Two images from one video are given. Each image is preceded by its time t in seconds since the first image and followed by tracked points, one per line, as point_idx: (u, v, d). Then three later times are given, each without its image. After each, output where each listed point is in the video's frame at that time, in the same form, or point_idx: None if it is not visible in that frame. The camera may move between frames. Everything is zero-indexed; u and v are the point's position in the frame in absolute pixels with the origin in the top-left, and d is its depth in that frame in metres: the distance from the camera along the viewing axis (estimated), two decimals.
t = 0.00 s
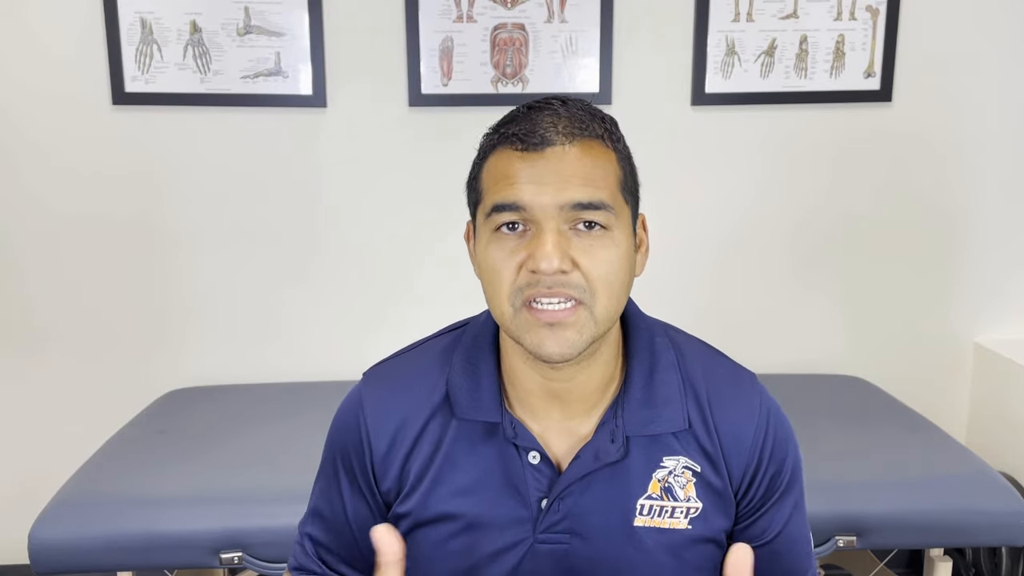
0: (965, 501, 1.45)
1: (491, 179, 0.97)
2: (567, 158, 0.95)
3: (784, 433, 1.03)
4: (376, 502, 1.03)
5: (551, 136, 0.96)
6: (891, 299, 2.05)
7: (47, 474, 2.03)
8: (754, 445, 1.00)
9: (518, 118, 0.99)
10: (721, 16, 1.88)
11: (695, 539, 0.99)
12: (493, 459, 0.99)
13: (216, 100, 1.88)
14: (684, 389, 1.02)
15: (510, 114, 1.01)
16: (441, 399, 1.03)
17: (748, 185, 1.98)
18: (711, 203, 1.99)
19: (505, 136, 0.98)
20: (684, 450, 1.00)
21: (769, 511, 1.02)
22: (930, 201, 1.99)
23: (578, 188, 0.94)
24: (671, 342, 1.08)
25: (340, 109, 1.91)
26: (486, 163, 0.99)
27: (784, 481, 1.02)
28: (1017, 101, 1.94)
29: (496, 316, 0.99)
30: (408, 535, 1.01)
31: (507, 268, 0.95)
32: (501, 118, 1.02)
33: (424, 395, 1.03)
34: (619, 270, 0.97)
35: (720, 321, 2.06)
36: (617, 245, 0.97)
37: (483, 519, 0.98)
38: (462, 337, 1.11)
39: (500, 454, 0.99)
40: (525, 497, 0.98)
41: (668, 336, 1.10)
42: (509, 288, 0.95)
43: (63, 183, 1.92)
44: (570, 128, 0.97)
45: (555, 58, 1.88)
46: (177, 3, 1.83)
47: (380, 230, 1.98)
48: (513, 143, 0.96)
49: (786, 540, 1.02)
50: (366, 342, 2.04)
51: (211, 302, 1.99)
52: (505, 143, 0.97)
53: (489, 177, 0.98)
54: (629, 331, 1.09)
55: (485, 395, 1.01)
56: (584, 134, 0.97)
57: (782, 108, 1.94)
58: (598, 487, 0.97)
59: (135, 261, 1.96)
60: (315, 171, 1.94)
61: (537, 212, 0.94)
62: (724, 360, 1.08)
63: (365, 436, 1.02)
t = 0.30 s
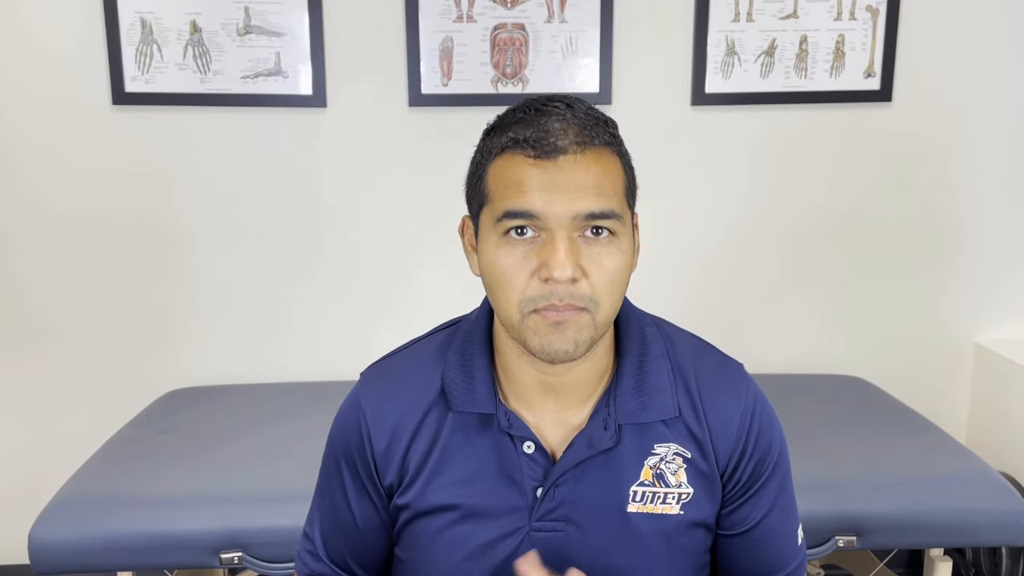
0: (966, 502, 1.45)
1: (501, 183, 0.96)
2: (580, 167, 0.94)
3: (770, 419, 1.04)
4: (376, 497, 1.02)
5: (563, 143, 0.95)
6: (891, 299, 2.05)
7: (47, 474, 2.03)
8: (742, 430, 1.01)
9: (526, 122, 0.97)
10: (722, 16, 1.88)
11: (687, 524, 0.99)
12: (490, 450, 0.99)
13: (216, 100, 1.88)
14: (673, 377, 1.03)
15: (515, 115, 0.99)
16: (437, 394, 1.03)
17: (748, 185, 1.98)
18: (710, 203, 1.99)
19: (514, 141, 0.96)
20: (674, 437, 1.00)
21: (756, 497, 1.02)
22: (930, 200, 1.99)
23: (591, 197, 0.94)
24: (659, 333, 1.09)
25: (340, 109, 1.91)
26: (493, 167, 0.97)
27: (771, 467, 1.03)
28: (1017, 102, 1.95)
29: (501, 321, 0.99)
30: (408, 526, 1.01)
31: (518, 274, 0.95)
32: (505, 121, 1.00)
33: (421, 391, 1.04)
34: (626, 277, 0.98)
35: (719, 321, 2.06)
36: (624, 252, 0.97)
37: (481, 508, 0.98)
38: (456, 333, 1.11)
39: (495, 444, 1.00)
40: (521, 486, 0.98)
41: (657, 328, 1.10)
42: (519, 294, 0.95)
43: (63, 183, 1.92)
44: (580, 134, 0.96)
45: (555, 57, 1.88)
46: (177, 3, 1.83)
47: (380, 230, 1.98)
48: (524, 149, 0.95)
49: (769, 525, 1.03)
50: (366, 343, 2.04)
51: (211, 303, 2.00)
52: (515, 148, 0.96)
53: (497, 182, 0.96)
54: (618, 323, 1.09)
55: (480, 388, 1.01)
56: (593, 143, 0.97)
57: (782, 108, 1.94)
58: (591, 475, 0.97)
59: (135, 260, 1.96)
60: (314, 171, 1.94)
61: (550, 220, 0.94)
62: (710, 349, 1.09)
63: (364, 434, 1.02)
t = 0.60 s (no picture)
0: (966, 503, 1.44)
1: (502, 200, 0.95)
2: (582, 184, 0.94)
3: (774, 428, 1.03)
4: (376, 504, 1.03)
5: (566, 160, 0.94)
6: (891, 299, 2.05)
7: (47, 474, 2.03)
8: (746, 441, 1.01)
9: (528, 136, 0.95)
10: (722, 16, 1.88)
11: (689, 533, 1.00)
12: (492, 460, 1.00)
13: (216, 100, 1.88)
14: (677, 387, 1.02)
15: (517, 127, 0.97)
16: (439, 402, 1.03)
17: (748, 185, 1.98)
18: (711, 203, 1.99)
19: (516, 156, 0.95)
20: (677, 447, 1.00)
21: (760, 505, 1.03)
22: (930, 200, 1.99)
23: (594, 215, 0.94)
24: (663, 341, 1.08)
25: (340, 109, 1.91)
26: (494, 182, 0.96)
27: (774, 476, 1.03)
28: (1017, 101, 1.95)
29: (504, 334, 0.99)
30: (408, 533, 1.02)
31: (520, 293, 0.95)
32: (506, 133, 0.98)
33: (423, 399, 1.03)
34: (630, 292, 0.97)
35: (719, 321, 2.06)
36: (628, 269, 0.97)
37: (482, 518, 0.98)
38: (458, 340, 1.11)
39: (497, 455, 0.99)
40: (523, 497, 0.98)
41: (660, 335, 1.10)
42: (521, 311, 0.95)
43: (62, 183, 1.92)
44: (584, 149, 0.95)
45: (554, 58, 1.88)
46: (177, 3, 1.83)
47: (380, 230, 1.98)
48: (526, 165, 0.94)
49: (773, 534, 1.04)
50: (366, 342, 2.04)
51: (211, 303, 2.00)
52: (516, 164, 0.95)
53: (499, 198, 0.96)
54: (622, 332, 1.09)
55: (482, 398, 1.01)
56: (596, 157, 0.95)
57: (782, 108, 1.94)
58: (594, 486, 0.97)
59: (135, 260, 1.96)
60: (314, 171, 1.94)
61: (553, 239, 0.93)
62: (714, 356, 1.08)
63: (364, 441, 1.02)
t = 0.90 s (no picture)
0: (967, 504, 1.44)
1: (504, 207, 0.95)
2: (586, 194, 0.93)
3: (783, 445, 1.03)
4: (377, 514, 1.03)
5: (570, 168, 0.94)
6: (891, 299, 2.05)
7: (47, 474, 2.03)
8: (753, 458, 1.01)
9: (532, 143, 0.96)
10: (722, 16, 1.88)
11: (694, 551, 1.00)
12: (494, 473, 1.00)
13: (216, 100, 1.88)
14: (684, 401, 1.02)
15: (522, 134, 0.98)
16: (440, 412, 1.03)
17: (748, 185, 1.98)
18: (711, 203, 1.99)
19: (519, 163, 0.95)
20: (683, 464, 1.00)
21: (767, 524, 1.03)
22: (930, 201, 1.99)
23: (597, 225, 0.93)
24: (672, 354, 1.08)
25: (340, 109, 1.91)
26: (497, 190, 0.97)
27: (782, 494, 1.03)
28: (1017, 101, 1.94)
29: (505, 345, 0.99)
30: (408, 545, 1.02)
31: (521, 303, 0.95)
32: (511, 140, 0.98)
33: (425, 408, 1.03)
34: (634, 304, 0.97)
35: (719, 321, 2.06)
36: (632, 280, 0.97)
37: (484, 531, 0.98)
38: (461, 347, 1.11)
39: (499, 467, 0.99)
40: (525, 510, 0.98)
41: (669, 347, 1.10)
42: (522, 322, 0.95)
43: (62, 183, 1.92)
44: (589, 156, 0.95)
45: (554, 57, 1.88)
46: (177, 3, 1.83)
47: (380, 230, 1.98)
48: (529, 173, 0.94)
49: (779, 553, 1.03)
50: (366, 342, 2.04)
51: (211, 302, 2.00)
52: (519, 172, 0.95)
53: (501, 206, 0.96)
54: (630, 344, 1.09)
55: (484, 409, 1.01)
56: (602, 165, 0.95)
57: (782, 108, 1.94)
58: (598, 501, 0.97)
59: (135, 260, 1.96)
60: (315, 171, 1.94)
61: (554, 249, 0.93)
62: (724, 369, 1.08)
63: (366, 450, 1.02)
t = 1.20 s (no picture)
0: (967, 504, 1.44)
1: (506, 216, 0.95)
2: (590, 204, 0.93)
3: (788, 459, 1.03)
4: (375, 523, 1.03)
5: (574, 177, 0.94)
6: (891, 299, 2.05)
7: (47, 474, 2.03)
8: (758, 472, 1.00)
9: (535, 150, 0.96)
10: (722, 16, 1.88)
11: (696, 564, 1.00)
12: (494, 484, 1.00)
13: (216, 100, 1.88)
14: (689, 414, 1.02)
15: (526, 141, 0.97)
16: (440, 422, 1.03)
17: (750, 185, 1.98)
18: (711, 204, 1.99)
19: (521, 171, 0.95)
20: (687, 477, 1.00)
21: (771, 538, 1.03)
22: (931, 202, 1.99)
23: (601, 236, 0.93)
24: (677, 364, 1.08)
25: (340, 109, 1.91)
26: (499, 198, 0.96)
27: (787, 508, 1.03)
28: (1018, 100, 1.94)
29: (506, 356, 0.99)
30: (407, 556, 1.02)
31: (523, 314, 0.95)
32: (514, 146, 0.98)
33: (424, 418, 1.03)
34: (638, 316, 0.97)
35: (719, 322, 2.06)
36: (636, 293, 0.97)
37: (484, 543, 0.98)
38: (461, 354, 1.11)
39: (500, 479, 0.99)
40: (525, 522, 0.98)
41: (674, 357, 1.09)
42: (523, 334, 0.95)
43: (62, 183, 1.92)
44: (593, 166, 0.95)
45: (555, 57, 1.88)
46: (177, 2, 1.83)
47: (380, 230, 1.98)
48: (532, 182, 0.94)
49: (784, 565, 1.03)
50: (367, 342, 2.04)
51: (211, 302, 2.00)
52: (522, 180, 0.94)
53: (503, 214, 0.96)
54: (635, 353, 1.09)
55: (485, 420, 1.01)
56: (606, 175, 0.95)
57: (782, 108, 1.94)
58: (600, 514, 0.97)
59: (135, 260, 1.96)
60: (315, 172, 1.94)
61: (557, 260, 0.93)
62: (730, 380, 1.08)
63: (364, 459, 1.02)
